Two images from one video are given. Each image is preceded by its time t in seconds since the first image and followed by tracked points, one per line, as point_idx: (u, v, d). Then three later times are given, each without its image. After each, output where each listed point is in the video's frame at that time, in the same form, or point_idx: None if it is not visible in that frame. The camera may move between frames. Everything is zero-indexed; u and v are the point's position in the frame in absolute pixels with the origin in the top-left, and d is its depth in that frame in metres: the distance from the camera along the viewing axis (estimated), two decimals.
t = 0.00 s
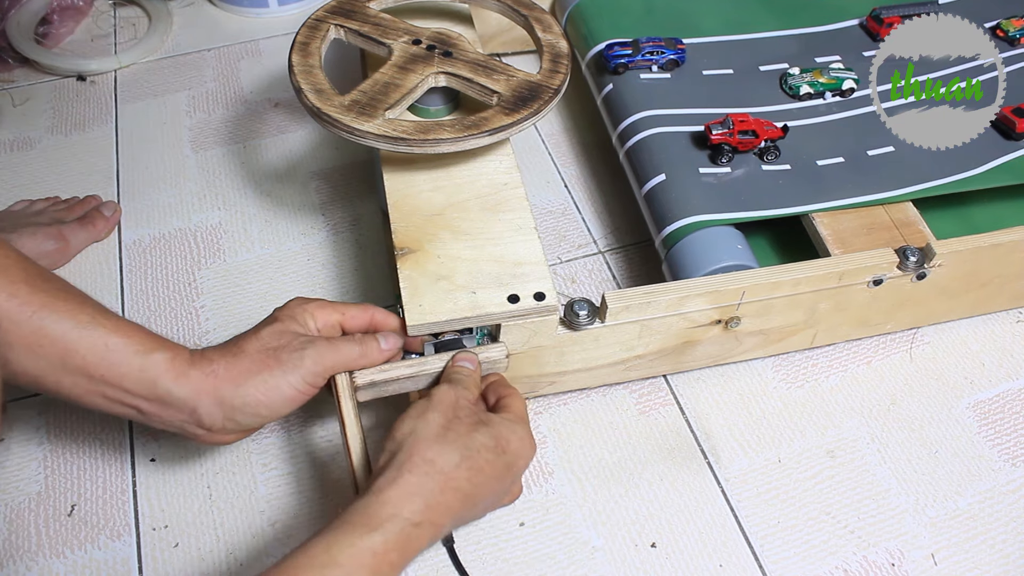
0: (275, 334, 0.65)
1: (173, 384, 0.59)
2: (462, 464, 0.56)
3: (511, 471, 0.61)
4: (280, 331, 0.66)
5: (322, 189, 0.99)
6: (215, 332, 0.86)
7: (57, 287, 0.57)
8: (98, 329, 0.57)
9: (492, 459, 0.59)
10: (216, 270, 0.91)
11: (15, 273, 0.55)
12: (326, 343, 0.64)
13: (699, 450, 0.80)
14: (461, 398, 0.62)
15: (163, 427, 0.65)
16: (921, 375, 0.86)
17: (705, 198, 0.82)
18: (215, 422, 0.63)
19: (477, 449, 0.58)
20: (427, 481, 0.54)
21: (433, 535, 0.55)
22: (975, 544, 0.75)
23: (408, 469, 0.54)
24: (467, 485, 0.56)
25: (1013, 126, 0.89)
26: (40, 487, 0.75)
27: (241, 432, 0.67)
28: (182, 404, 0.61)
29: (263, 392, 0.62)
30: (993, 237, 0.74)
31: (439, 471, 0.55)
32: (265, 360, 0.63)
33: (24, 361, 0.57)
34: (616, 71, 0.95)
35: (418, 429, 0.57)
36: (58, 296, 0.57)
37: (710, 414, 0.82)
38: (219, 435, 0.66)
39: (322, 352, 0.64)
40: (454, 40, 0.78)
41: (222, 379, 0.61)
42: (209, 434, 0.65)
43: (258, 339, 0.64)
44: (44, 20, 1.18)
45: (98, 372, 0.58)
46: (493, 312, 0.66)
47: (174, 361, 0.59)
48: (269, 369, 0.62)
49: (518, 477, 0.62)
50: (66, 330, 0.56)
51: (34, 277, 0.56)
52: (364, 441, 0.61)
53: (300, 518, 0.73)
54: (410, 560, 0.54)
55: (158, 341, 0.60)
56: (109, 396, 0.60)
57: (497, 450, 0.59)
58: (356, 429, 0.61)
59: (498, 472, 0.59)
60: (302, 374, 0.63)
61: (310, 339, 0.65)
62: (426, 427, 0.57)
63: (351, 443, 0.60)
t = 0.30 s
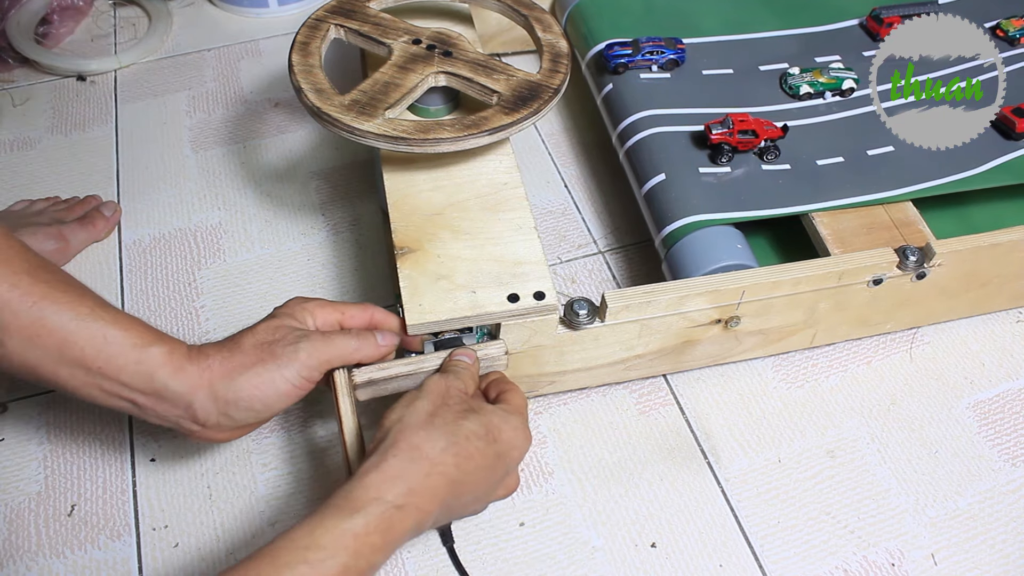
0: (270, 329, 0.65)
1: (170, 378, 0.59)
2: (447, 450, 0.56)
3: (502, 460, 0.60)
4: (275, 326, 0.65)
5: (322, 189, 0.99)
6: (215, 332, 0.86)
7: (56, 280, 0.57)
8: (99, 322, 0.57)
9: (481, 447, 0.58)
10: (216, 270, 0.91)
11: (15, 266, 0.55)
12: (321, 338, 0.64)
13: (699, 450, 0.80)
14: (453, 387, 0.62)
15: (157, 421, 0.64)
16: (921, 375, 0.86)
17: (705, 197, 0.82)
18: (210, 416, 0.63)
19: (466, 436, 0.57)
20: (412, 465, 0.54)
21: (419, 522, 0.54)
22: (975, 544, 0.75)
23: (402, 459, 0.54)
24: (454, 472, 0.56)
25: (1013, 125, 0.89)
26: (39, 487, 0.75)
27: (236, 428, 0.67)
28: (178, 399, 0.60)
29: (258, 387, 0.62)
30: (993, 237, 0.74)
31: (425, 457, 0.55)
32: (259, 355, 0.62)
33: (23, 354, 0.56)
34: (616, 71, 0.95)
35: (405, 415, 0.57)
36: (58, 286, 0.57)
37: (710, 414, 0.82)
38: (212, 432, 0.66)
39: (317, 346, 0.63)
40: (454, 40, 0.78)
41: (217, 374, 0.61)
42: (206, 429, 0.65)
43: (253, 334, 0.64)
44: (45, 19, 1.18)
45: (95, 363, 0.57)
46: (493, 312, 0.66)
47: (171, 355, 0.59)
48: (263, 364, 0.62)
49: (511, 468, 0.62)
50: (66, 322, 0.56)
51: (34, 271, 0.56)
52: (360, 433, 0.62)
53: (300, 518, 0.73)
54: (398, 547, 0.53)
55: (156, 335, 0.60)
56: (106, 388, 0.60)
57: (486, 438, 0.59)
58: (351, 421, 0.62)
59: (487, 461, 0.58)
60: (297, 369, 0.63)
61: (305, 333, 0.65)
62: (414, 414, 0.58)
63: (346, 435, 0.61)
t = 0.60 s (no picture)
0: (269, 326, 0.65)
1: (169, 373, 0.59)
2: (450, 481, 0.56)
3: (501, 483, 0.60)
4: (274, 324, 0.66)
5: (322, 189, 0.99)
6: (215, 331, 0.86)
7: (56, 275, 0.57)
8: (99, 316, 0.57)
9: (482, 473, 0.58)
10: (216, 270, 0.91)
11: (15, 260, 0.55)
12: (321, 337, 0.64)
13: (699, 450, 0.80)
14: (456, 408, 0.61)
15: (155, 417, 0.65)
16: (921, 375, 0.86)
17: (705, 197, 0.82)
18: (208, 412, 0.63)
19: (468, 464, 0.57)
20: (416, 494, 0.54)
21: (416, 545, 0.55)
22: (975, 544, 0.75)
23: (407, 488, 0.54)
24: (455, 500, 0.56)
25: (1012, 125, 0.89)
26: (39, 487, 0.75)
27: (232, 425, 0.67)
28: (175, 393, 0.60)
29: (257, 383, 0.62)
30: (992, 236, 0.74)
31: (429, 487, 0.55)
32: (258, 352, 0.63)
33: (22, 349, 0.57)
34: (616, 71, 0.95)
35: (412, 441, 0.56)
36: (57, 281, 0.57)
37: (710, 414, 0.82)
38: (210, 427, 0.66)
39: (315, 344, 0.63)
40: (454, 39, 0.78)
41: (215, 370, 0.61)
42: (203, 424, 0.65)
43: (252, 332, 0.64)
44: (45, 19, 1.18)
45: (94, 358, 0.57)
46: (493, 311, 0.66)
47: (169, 351, 0.59)
48: (261, 361, 0.62)
49: (507, 487, 0.62)
50: (65, 317, 0.56)
51: (33, 265, 0.57)
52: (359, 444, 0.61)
53: (299, 518, 0.73)
54: (393, 566, 0.54)
55: (155, 330, 0.60)
56: (104, 383, 0.60)
57: (488, 462, 0.59)
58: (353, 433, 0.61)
59: (487, 485, 0.59)
60: (296, 366, 0.63)
61: (304, 331, 0.65)
62: (420, 439, 0.56)
63: (345, 441, 0.60)
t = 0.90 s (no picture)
0: (267, 326, 0.65)
1: (167, 372, 0.59)
2: (439, 445, 0.56)
3: (497, 452, 0.60)
4: (272, 323, 0.66)
5: (322, 188, 0.99)
6: (215, 331, 0.86)
7: (55, 274, 0.57)
8: (97, 316, 0.57)
9: (476, 441, 0.59)
10: (216, 270, 0.91)
11: (13, 258, 0.55)
12: (320, 336, 0.64)
13: (699, 450, 0.80)
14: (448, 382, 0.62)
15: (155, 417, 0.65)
16: (921, 375, 0.86)
17: (705, 197, 0.82)
18: (206, 411, 0.63)
19: (458, 430, 0.58)
20: (403, 457, 0.55)
21: (411, 514, 0.56)
22: (975, 544, 0.75)
23: (393, 451, 0.55)
24: (447, 467, 0.56)
25: (1012, 125, 0.89)
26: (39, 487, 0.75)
27: (230, 424, 0.67)
28: (173, 392, 0.60)
29: (257, 383, 0.62)
30: (992, 236, 0.74)
31: (417, 451, 0.55)
32: (256, 351, 0.63)
33: (20, 348, 0.57)
34: (616, 70, 0.95)
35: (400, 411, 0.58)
36: (56, 280, 0.57)
37: (710, 414, 0.82)
38: (208, 427, 0.66)
39: (315, 343, 0.63)
40: (454, 39, 0.78)
41: (213, 370, 0.61)
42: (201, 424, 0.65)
43: (250, 331, 0.64)
44: (45, 20, 1.18)
45: (93, 357, 0.58)
46: (492, 311, 0.66)
47: (169, 349, 0.59)
48: (259, 359, 0.62)
49: (507, 459, 0.62)
50: (64, 316, 0.56)
51: (33, 264, 0.57)
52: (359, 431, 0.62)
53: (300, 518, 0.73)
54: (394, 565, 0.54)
55: (153, 329, 0.60)
56: (102, 382, 0.60)
57: (482, 431, 0.59)
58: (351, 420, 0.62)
59: (482, 453, 0.59)
60: (295, 365, 0.63)
61: (303, 330, 0.65)
62: (406, 409, 0.58)
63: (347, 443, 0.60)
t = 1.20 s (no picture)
0: (265, 325, 0.65)
1: (166, 372, 0.60)
2: (436, 450, 0.56)
3: (495, 455, 0.60)
4: (270, 323, 0.65)
5: (322, 188, 0.99)
6: (215, 331, 0.86)
7: (54, 275, 0.58)
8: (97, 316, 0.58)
9: (473, 443, 0.58)
10: (216, 270, 0.91)
11: (13, 257, 0.56)
12: (318, 336, 0.64)
13: (700, 450, 0.80)
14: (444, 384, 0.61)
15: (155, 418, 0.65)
16: (921, 375, 0.86)
17: (705, 196, 0.82)
18: (204, 411, 0.63)
19: (455, 435, 0.57)
20: (398, 462, 0.55)
21: (408, 520, 0.56)
22: (975, 543, 0.75)
23: (390, 457, 0.55)
24: (443, 471, 0.56)
25: (1012, 124, 0.90)
26: (39, 487, 0.75)
27: (229, 424, 0.67)
28: (172, 392, 0.60)
29: (255, 383, 0.62)
30: (992, 236, 0.74)
31: (412, 456, 0.55)
32: (254, 351, 0.63)
33: (20, 346, 0.57)
34: (616, 70, 0.95)
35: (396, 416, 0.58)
36: (56, 280, 0.58)
37: (710, 414, 0.82)
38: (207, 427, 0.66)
39: (312, 343, 0.63)
40: (454, 39, 0.78)
41: (210, 369, 0.61)
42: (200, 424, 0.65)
43: (248, 330, 0.64)
44: (45, 20, 1.18)
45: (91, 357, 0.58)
46: (492, 310, 0.66)
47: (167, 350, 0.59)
48: (256, 359, 0.62)
49: (506, 461, 0.61)
50: (63, 315, 0.57)
51: (32, 263, 0.57)
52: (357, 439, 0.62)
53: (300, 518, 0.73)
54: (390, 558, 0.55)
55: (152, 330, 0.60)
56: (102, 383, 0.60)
57: (478, 433, 0.59)
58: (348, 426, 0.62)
59: (479, 456, 0.58)
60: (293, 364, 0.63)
61: (301, 328, 0.65)
62: (402, 414, 0.58)
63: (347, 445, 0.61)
